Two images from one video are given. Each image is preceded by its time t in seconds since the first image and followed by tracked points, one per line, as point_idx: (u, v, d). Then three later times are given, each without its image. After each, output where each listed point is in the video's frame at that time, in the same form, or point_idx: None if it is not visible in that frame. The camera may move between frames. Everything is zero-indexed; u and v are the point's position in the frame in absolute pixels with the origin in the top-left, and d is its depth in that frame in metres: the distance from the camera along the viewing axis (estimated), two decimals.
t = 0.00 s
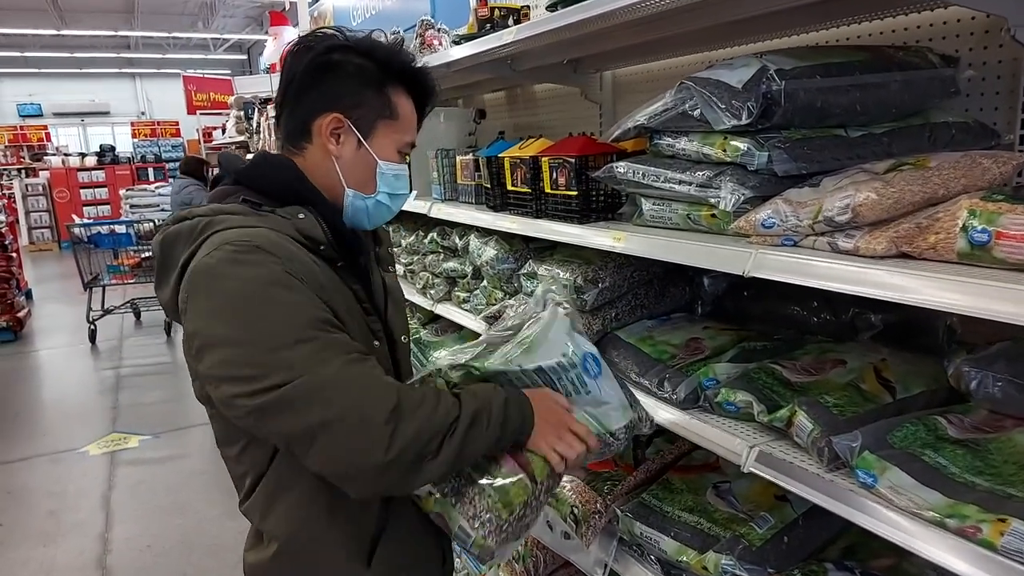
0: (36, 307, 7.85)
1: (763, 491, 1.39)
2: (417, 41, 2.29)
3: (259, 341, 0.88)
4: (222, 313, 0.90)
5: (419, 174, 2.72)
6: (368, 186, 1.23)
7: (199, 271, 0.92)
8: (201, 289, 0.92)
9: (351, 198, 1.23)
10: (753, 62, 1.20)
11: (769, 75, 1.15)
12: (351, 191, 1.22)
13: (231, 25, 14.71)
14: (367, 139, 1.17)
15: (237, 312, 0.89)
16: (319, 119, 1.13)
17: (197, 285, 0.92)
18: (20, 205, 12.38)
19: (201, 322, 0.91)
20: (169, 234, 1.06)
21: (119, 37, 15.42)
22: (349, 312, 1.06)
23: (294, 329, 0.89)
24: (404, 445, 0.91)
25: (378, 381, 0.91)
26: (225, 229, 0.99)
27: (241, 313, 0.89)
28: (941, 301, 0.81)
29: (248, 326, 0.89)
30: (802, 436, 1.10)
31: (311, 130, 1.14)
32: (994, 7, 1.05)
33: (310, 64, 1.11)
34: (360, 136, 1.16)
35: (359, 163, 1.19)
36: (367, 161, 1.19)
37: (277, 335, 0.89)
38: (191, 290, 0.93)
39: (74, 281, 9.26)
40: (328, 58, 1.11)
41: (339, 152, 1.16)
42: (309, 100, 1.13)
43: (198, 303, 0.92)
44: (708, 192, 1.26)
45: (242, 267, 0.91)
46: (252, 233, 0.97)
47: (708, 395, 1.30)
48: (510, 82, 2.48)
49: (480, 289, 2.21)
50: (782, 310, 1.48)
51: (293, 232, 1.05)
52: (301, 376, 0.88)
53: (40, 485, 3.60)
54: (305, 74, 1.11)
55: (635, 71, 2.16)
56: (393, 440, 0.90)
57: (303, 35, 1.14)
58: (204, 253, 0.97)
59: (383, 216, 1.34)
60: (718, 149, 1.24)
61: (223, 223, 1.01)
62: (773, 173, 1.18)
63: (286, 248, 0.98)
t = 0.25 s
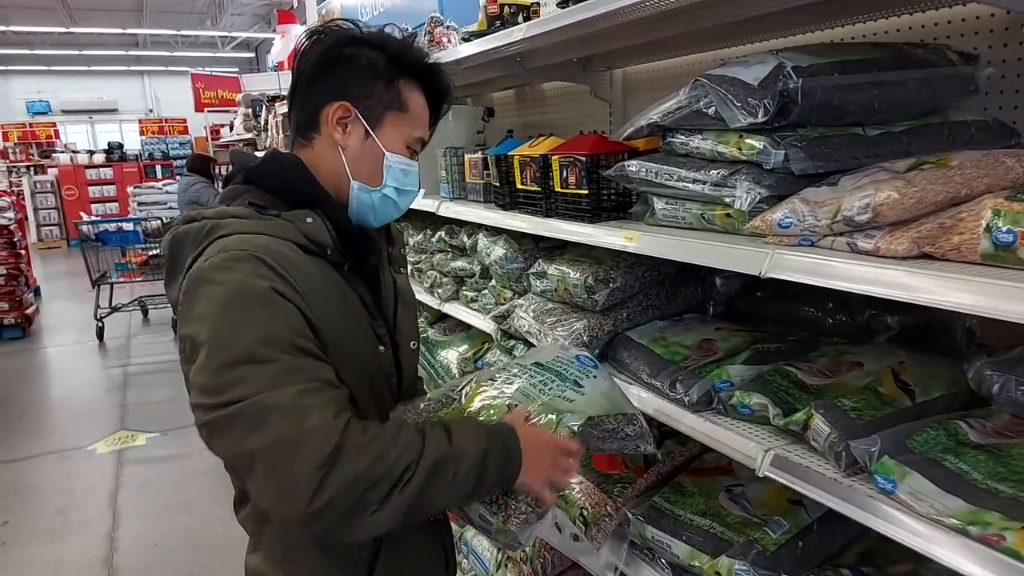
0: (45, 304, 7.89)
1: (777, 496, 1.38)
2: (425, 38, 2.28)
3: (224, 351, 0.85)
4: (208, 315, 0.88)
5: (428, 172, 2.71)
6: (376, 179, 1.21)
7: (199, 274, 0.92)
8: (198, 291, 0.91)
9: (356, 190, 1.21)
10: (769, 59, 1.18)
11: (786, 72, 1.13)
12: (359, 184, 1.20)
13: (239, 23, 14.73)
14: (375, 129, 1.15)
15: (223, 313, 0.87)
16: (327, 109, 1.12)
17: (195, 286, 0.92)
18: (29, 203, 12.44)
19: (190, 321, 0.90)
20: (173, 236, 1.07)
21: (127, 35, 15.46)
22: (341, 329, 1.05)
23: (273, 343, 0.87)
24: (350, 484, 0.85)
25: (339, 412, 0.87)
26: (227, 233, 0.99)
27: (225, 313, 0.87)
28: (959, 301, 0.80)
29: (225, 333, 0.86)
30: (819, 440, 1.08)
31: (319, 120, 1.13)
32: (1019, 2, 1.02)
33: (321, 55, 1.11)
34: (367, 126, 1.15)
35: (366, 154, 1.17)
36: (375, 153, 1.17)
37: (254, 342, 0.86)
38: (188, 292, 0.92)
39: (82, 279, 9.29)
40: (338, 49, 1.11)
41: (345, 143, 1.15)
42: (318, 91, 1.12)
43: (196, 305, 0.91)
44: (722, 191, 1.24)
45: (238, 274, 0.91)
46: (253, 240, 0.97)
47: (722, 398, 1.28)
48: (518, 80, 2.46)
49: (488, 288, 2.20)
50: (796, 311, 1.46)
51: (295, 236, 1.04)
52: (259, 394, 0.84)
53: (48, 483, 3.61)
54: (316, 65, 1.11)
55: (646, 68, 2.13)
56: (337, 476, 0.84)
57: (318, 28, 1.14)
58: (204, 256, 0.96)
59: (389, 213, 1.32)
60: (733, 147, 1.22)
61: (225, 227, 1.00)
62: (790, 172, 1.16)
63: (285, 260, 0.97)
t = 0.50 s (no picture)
0: (42, 299, 7.85)
1: (780, 495, 1.36)
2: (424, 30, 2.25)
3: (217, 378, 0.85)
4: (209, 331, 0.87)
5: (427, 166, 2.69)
6: (383, 168, 1.19)
7: (204, 283, 0.92)
8: (204, 301, 0.91)
9: (365, 182, 1.19)
10: (777, 50, 1.16)
11: (794, 62, 1.11)
12: (366, 174, 1.18)
13: (236, 17, 14.65)
14: (380, 117, 1.14)
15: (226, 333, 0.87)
16: (330, 98, 1.11)
17: (200, 296, 0.91)
18: (25, 198, 12.38)
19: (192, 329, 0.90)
20: (183, 234, 1.08)
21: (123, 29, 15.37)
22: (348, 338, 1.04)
23: (269, 378, 0.87)
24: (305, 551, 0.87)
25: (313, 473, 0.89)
26: (233, 239, 0.98)
27: (226, 337, 0.86)
28: (973, 298, 0.78)
29: (224, 358, 0.86)
30: (826, 439, 1.06)
31: (323, 110, 1.12)
32: None
33: (320, 39, 1.09)
34: (373, 114, 1.13)
35: (373, 142, 1.15)
36: (381, 141, 1.15)
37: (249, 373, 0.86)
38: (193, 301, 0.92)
39: (78, 274, 9.24)
40: (339, 34, 1.09)
41: (351, 132, 1.13)
42: (319, 78, 1.11)
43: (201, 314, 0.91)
44: (728, 184, 1.22)
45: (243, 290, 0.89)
46: (260, 250, 0.95)
47: (726, 396, 1.26)
48: (519, 73, 2.43)
49: (488, 284, 2.17)
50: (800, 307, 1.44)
51: (303, 243, 1.02)
52: (246, 436, 0.85)
53: (45, 479, 3.58)
54: (315, 49, 1.10)
55: (648, 61, 2.10)
56: (293, 539, 0.87)
57: (317, 11, 1.12)
58: (211, 263, 0.96)
59: (399, 203, 1.29)
60: (738, 141, 1.20)
61: (232, 232, 0.99)
62: (797, 165, 1.14)
63: (292, 272, 0.95)
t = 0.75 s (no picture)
0: (41, 296, 7.82)
1: (785, 497, 1.35)
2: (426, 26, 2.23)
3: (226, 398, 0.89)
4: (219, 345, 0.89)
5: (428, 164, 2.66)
6: (404, 165, 1.18)
7: (218, 292, 0.93)
8: (218, 311, 0.93)
9: (387, 180, 1.17)
10: (785, 46, 1.14)
11: (803, 60, 1.09)
12: (386, 171, 1.16)
13: (236, 14, 14.62)
14: (400, 112, 1.13)
15: (235, 349, 0.89)
16: (349, 93, 1.09)
17: (215, 304, 0.93)
18: (25, 194, 12.35)
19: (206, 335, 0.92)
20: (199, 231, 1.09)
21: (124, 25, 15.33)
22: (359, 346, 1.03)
23: (276, 396, 0.89)
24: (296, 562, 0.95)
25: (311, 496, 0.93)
26: (246, 245, 0.97)
27: (235, 358, 0.89)
28: (986, 299, 0.76)
29: (232, 375, 0.89)
30: (833, 441, 1.05)
31: (342, 106, 1.10)
32: None
33: (337, 33, 1.08)
34: (393, 109, 1.12)
35: (393, 138, 1.14)
36: (401, 136, 1.14)
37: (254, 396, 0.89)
38: (208, 309, 0.94)
39: (77, 271, 9.21)
40: (354, 26, 1.07)
41: (371, 128, 1.12)
42: (336, 71, 1.09)
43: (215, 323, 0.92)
44: (735, 183, 1.20)
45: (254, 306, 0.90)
46: (270, 262, 0.95)
47: (731, 397, 1.24)
48: (521, 70, 2.42)
49: (489, 282, 2.16)
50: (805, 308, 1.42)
51: (313, 249, 1.00)
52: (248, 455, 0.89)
53: (45, 476, 3.56)
54: (331, 43, 1.08)
55: (652, 59, 2.08)
56: (289, 554, 0.93)
57: (329, 3, 1.10)
58: (225, 269, 0.96)
59: (420, 197, 1.26)
60: (746, 139, 1.19)
61: (244, 238, 0.99)
62: (806, 164, 1.12)
63: (303, 285, 0.95)
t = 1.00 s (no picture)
0: (35, 301, 7.77)
1: (785, 508, 1.32)
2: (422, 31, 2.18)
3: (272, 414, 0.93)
4: (262, 365, 0.93)
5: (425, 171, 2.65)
6: (424, 169, 1.18)
7: (246, 310, 0.96)
8: (245, 330, 0.95)
9: (408, 184, 1.18)
10: (786, 53, 1.13)
11: (804, 66, 1.08)
12: (407, 175, 1.17)
13: (233, 21, 14.63)
14: (421, 116, 1.12)
15: (275, 366, 0.93)
16: (370, 99, 1.08)
17: (242, 323, 0.96)
18: (19, 198, 12.29)
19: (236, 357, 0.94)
20: (207, 246, 1.08)
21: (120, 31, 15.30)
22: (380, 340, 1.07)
23: (316, 405, 0.93)
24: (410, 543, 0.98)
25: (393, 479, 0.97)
26: (264, 260, 1.00)
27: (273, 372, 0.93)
28: (995, 310, 0.75)
29: (278, 392, 0.93)
30: (835, 453, 1.03)
31: (362, 112, 1.09)
32: None
33: (353, 37, 1.05)
34: (413, 114, 1.11)
35: (414, 143, 1.13)
36: (422, 141, 1.14)
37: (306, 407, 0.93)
38: (236, 327, 0.96)
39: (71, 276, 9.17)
40: (369, 29, 1.05)
41: (392, 134, 1.11)
42: (352, 76, 1.07)
43: (245, 341, 0.95)
44: (735, 190, 1.19)
45: (284, 321, 0.94)
46: (294, 274, 0.98)
47: (732, 408, 1.22)
48: (519, 76, 2.41)
49: (487, 289, 2.14)
50: (805, 317, 1.41)
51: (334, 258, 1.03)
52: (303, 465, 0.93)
53: (36, 484, 3.52)
54: (348, 49, 1.05)
55: (650, 65, 2.07)
56: (407, 537, 0.97)
57: (338, 4, 1.07)
58: (246, 287, 0.99)
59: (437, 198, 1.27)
60: (746, 146, 1.17)
61: (260, 253, 1.01)
62: (807, 172, 1.11)
63: (325, 291, 0.98)
